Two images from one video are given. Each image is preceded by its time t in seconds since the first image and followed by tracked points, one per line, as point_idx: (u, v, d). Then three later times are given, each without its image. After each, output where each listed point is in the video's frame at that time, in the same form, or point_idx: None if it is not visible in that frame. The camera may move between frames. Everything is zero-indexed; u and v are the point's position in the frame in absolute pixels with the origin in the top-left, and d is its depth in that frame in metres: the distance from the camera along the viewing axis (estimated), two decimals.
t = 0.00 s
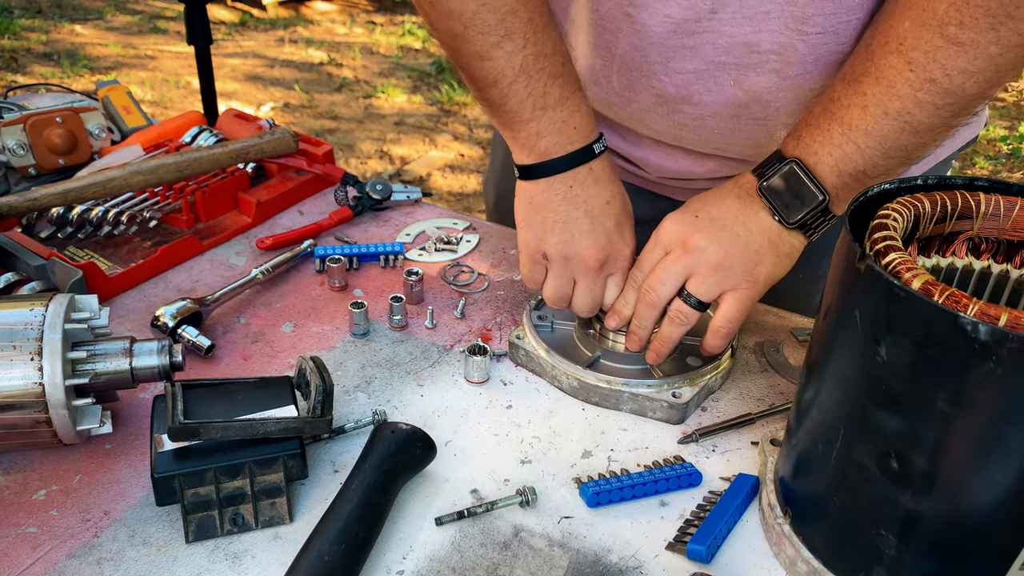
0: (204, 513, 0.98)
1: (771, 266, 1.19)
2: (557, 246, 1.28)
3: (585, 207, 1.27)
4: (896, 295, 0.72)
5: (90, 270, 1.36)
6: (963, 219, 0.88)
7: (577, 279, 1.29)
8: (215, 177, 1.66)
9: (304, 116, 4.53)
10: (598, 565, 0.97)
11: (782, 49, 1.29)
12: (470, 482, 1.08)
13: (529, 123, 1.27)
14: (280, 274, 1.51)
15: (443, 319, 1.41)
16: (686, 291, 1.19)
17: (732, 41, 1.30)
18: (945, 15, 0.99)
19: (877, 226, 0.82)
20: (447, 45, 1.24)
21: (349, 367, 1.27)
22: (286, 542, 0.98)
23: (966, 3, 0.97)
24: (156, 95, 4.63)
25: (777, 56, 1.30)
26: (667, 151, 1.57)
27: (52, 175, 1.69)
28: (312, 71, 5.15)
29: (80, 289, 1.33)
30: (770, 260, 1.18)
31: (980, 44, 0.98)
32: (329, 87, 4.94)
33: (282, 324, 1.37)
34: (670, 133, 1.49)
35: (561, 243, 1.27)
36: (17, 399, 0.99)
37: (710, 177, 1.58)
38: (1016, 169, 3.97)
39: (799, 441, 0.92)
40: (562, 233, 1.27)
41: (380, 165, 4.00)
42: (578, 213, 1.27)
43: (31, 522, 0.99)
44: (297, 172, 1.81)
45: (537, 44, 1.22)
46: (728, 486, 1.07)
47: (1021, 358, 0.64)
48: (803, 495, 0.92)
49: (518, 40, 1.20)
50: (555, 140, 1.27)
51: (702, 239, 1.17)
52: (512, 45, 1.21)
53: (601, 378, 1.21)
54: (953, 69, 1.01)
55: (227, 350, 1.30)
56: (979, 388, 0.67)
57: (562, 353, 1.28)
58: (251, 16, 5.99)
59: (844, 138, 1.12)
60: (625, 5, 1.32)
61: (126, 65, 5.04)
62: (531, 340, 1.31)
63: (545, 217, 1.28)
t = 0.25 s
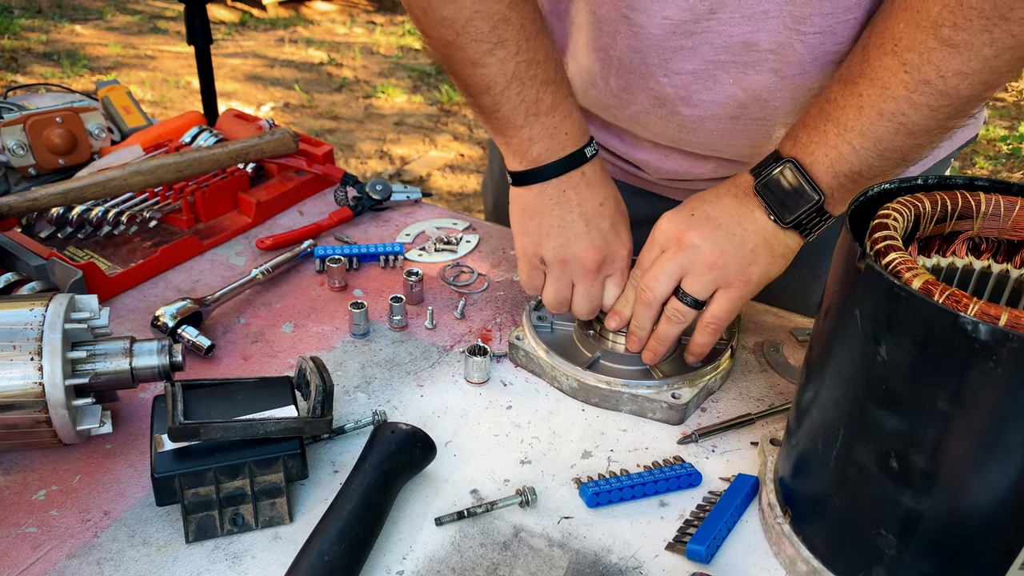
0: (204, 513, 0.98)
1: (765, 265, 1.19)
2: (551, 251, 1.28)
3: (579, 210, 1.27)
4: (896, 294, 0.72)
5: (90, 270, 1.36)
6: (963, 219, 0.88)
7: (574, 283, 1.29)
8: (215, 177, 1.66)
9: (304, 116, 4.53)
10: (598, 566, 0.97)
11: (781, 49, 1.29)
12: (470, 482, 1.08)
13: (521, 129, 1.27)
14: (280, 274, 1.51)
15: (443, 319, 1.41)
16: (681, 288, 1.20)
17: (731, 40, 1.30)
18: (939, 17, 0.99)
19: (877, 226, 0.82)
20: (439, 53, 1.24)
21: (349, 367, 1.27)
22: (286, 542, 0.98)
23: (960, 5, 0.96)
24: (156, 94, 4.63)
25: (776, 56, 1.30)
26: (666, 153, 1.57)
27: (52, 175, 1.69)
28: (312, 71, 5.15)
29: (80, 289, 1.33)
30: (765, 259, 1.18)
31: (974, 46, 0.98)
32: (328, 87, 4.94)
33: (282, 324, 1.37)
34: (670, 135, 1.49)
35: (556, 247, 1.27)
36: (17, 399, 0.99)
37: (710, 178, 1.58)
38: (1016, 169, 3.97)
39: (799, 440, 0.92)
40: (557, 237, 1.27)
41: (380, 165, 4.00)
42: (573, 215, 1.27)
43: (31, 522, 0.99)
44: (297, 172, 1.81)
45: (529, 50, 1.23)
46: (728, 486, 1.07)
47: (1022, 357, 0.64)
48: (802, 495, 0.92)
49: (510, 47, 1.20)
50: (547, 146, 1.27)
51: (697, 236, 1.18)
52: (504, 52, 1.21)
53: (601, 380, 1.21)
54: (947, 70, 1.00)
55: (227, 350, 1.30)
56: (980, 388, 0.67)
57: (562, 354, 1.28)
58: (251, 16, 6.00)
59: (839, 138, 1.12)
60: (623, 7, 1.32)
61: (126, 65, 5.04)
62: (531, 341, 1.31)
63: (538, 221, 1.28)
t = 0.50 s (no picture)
0: (204, 514, 0.98)
1: (763, 264, 1.19)
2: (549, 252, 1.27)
3: (577, 211, 1.27)
4: (894, 295, 0.72)
5: (90, 270, 1.36)
6: (961, 219, 0.89)
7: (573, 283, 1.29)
8: (215, 178, 1.66)
9: (304, 116, 4.53)
10: (598, 566, 0.97)
11: (785, 39, 1.29)
12: (470, 483, 1.08)
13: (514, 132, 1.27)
14: (280, 274, 1.51)
15: (443, 320, 1.41)
16: (677, 287, 1.19)
17: (737, 28, 1.30)
18: (928, 11, 0.98)
19: (876, 226, 0.82)
20: (435, 53, 1.24)
21: (349, 367, 1.28)
22: (286, 542, 0.98)
23: None
24: (156, 94, 4.63)
25: (779, 45, 1.30)
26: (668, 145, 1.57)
27: (52, 175, 1.69)
28: (312, 71, 5.15)
29: (80, 289, 1.33)
30: (758, 259, 1.18)
31: (963, 39, 0.97)
32: (329, 87, 4.94)
33: (282, 324, 1.37)
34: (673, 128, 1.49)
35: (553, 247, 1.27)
36: (17, 399, 0.99)
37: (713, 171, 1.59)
38: (1016, 170, 3.97)
39: (799, 441, 0.92)
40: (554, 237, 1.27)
41: (380, 165, 4.00)
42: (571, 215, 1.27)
43: (31, 522, 0.99)
44: (297, 172, 1.81)
45: (525, 54, 1.23)
46: (728, 487, 1.07)
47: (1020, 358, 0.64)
48: (802, 496, 0.92)
49: (506, 50, 1.21)
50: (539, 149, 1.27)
51: (692, 234, 1.17)
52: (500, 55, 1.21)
53: (601, 381, 1.21)
54: (937, 65, 0.99)
55: (227, 350, 1.30)
56: (978, 388, 0.67)
57: (562, 355, 1.28)
58: (251, 16, 6.00)
59: (833, 135, 1.11)
60: None
61: (126, 65, 5.04)
62: (531, 341, 1.31)
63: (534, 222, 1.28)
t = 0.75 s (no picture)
0: (204, 513, 0.98)
1: (772, 259, 1.17)
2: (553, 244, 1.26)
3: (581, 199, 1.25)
4: (898, 295, 0.72)
5: (90, 269, 1.36)
6: (964, 219, 0.88)
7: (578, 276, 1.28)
8: (215, 177, 1.66)
9: (304, 116, 4.53)
10: (599, 565, 0.97)
11: (787, 15, 1.28)
12: (470, 482, 1.07)
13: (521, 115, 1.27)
14: (280, 274, 1.51)
15: (443, 318, 1.41)
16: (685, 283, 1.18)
17: (738, 4, 1.29)
18: None
19: (879, 225, 0.82)
20: (450, 26, 1.25)
21: (349, 366, 1.27)
22: (286, 541, 0.98)
23: None
24: (156, 94, 4.63)
25: (780, 22, 1.29)
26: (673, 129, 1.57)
27: (52, 175, 1.69)
28: (312, 71, 5.15)
29: (80, 289, 1.33)
30: (767, 252, 1.16)
31: (965, 11, 0.95)
32: (328, 87, 4.94)
33: (282, 323, 1.37)
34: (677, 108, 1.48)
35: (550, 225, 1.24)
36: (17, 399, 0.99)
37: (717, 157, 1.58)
38: (1017, 170, 3.97)
39: (800, 440, 0.92)
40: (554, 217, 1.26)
41: (380, 165, 4.00)
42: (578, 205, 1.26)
43: (31, 522, 0.99)
44: (297, 171, 1.81)
45: (536, 31, 1.23)
46: (728, 485, 1.07)
47: None
48: (803, 495, 0.92)
49: (516, 25, 1.21)
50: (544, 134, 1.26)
51: (699, 230, 1.16)
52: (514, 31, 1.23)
53: (601, 377, 1.21)
54: (941, 38, 0.98)
55: (227, 350, 1.30)
56: (982, 389, 0.67)
57: (562, 351, 1.28)
58: (251, 16, 6.00)
59: (840, 120, 1.09)
60: None
61: (126, 65, 5.04)
62: (531, 338, 1.31)
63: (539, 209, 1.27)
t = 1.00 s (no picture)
0: (204, 513, 0.97)
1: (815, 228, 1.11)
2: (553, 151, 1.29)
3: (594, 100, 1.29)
4: (899, 295, 0.72)
5: (90, 269, 1.36)
6: (966, 219, 0.88)
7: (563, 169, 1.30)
8: (215, 177, 1.66)
9: (304, 116, 4.53)
10: (599, 565, 0.97)
11: None
12: (470, 481, 1.07)
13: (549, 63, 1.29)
14: (280, 273, 1.51)
15: (444, 318, 1.41)
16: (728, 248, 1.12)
17: None
18: None
19: (881, 225, 0.82)
20: None
21: (349, 366, 1.27)
22: (286, 541, 0.98)
23: None
24: (156, 94, 4.63)
25: None
26: (686, 117, 1.57)
27: (52, 175, 1.69)
28: (312, 71, 5.15)
29: (80, 289, 1.33)
30: (813, 219, 1.10)
31: None
32: (328, 87, 4.94)
33: (282, 323, 1.37)
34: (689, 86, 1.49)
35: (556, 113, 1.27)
36: (17, 399, 0.99)
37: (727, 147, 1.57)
38: (1016, 170, 3.97)
39: (800, 440, 0.92)
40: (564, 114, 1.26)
41: (380, 165, 4.00)
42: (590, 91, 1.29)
43: (31, 522, 0.99)
44: (297, 171, 1.81)
45: None
46: (728, 485, 1.07)
47: None
48: (803, 495, 0.92)
49: None
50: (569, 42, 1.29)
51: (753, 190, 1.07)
52: None
53: (601, 376, 1.21)
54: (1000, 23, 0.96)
55: (227, 350, 1.30)
56: (983, 389, 0.67)
57: (562, 350, 1.27)
58: (251, 16, 6.00)
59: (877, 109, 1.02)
60: None
61: (126, 65, 5.04)
62: (531, 336, 1.30)
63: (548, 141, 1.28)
